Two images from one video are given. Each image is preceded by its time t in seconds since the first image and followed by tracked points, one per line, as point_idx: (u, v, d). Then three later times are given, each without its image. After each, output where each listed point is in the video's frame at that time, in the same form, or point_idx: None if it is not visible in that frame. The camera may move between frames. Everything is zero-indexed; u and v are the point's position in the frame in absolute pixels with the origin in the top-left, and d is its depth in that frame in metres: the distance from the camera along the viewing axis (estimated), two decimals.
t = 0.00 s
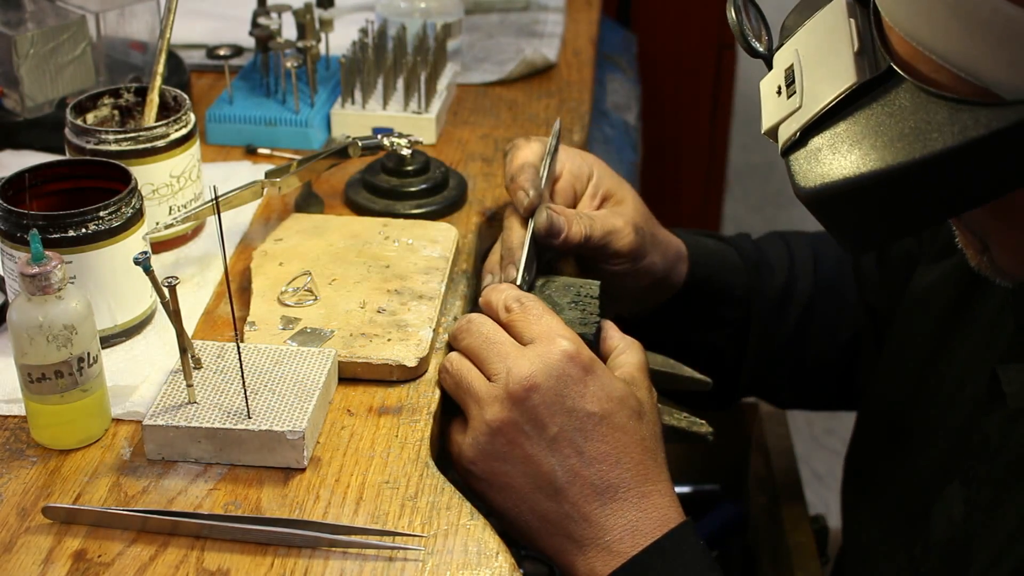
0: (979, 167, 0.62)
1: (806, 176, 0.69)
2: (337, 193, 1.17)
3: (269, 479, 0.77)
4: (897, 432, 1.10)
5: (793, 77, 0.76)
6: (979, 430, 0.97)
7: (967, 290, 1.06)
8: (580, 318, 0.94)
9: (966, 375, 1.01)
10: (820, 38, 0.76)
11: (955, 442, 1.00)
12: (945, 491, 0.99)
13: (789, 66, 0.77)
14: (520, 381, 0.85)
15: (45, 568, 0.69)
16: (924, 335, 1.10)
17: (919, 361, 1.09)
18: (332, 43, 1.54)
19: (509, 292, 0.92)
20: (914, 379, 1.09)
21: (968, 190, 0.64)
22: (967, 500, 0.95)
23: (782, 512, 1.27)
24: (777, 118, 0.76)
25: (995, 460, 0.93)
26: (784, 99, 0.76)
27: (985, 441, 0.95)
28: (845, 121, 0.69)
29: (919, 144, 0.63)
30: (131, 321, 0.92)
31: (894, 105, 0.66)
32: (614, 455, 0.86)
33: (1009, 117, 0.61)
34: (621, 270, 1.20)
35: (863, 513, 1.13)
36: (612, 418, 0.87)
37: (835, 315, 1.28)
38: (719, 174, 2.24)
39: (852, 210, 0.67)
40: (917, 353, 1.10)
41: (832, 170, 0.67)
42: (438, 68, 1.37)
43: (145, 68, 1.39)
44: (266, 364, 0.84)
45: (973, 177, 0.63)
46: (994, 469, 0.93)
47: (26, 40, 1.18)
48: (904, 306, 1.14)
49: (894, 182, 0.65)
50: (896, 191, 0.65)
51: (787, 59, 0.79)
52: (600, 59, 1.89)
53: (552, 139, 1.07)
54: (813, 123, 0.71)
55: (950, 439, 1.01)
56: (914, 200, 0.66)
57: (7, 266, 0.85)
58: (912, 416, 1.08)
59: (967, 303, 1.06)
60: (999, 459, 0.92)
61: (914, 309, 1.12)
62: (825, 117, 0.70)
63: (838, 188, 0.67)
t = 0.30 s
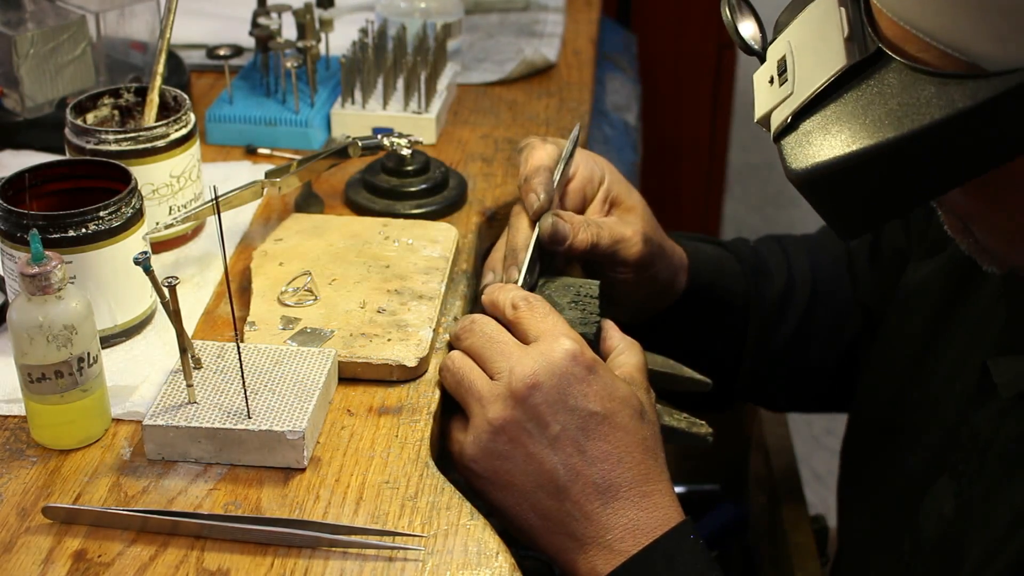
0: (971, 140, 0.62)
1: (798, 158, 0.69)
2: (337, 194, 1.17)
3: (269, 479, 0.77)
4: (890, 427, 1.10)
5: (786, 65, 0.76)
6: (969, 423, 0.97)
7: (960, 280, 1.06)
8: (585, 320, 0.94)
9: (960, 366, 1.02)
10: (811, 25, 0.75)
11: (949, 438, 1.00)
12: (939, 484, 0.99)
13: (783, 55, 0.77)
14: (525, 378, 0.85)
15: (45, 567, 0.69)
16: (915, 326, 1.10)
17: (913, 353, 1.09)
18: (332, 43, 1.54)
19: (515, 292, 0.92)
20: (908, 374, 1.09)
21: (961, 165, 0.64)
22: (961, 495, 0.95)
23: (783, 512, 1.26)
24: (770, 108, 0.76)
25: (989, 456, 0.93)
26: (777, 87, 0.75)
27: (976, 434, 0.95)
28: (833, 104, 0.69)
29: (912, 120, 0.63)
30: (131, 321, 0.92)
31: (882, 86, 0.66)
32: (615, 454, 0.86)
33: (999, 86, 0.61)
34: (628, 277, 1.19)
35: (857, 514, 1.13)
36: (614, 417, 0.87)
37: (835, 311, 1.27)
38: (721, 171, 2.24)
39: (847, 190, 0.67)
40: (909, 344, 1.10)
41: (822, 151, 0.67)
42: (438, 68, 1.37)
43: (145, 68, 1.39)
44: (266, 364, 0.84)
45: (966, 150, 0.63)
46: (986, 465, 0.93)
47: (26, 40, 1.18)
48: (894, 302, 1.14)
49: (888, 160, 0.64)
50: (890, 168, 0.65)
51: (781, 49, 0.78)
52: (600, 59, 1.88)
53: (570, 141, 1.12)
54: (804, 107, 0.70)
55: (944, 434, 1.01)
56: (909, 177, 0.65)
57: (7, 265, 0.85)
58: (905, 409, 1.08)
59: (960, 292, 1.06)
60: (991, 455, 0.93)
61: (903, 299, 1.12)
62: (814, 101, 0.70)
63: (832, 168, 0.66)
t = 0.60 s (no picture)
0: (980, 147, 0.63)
1: (809, 161, 0.69)
2: (337, 194, 1.17)
3: (269, 479, 0.77)
4: (895, 426, 1.11)
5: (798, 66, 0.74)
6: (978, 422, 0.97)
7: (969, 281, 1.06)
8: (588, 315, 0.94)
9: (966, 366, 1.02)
10: (818, 25, 0.74)
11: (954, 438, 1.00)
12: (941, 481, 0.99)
13: (793, 55, 0.76)
14: (542, 374, 0.85)
15: (45, 568, 0.69)
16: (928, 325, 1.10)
17: (923, 355, 1.09)
18: (332, 43, 1.54)
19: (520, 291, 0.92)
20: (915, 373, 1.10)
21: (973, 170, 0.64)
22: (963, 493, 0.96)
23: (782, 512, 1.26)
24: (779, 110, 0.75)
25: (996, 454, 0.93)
26: (788, 87, 0.74)
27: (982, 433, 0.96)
28: (844, 108, 0.68)
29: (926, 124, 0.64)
30: (131, 321, 0.92)
31: (895, 89, 0.66)
32: (639, 444, 0.87)
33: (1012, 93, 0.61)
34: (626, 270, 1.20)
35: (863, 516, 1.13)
36: (632, 408, 0.88)
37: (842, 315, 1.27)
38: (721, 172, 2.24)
39: (860, 194, 0.67)
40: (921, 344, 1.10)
41: (836, 154, 0.67)
42: (438, 68, 1.37)
43: (145, 68, 1.39)
44: (266, 364, 0.84)
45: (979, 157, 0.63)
46: (993, 464, 0.93)
47: (26, 40, 1.18)
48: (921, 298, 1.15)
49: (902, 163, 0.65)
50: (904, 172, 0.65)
51: (791, 47, 0.77)
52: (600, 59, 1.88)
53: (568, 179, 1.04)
54: (815, 110, 0.70)
55: (947, 433, 1.01)
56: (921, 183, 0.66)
57: (7, 266, 0.85)
58: (912, 407, 1.09)
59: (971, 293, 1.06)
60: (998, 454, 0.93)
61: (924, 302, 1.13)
62: (824, 103, 0.69)
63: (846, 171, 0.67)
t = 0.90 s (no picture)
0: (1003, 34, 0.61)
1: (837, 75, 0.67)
2: (337, 193, 1.17)
3: (269, 479, 0.77)
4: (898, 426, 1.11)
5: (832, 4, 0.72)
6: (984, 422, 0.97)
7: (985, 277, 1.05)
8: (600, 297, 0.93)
9: (972, 365, 1.02)
10: None
11: (960, 439, 1.00)
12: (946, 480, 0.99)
13: None
14: (524, 385, 0.84)
15: (45, 568, 0.69)
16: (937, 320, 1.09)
17: (928, 353, 1.09)
18: (332, 43, 1.54)
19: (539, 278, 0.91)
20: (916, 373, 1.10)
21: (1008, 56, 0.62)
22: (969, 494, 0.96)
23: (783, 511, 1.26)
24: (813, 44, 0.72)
25: (1004, 453, 0.93)
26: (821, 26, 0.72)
27: (987, 433, 0.96)
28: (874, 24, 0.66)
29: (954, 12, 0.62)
30: (131, 321, 0.92)
31: None
32: (606, 466, 0.86)
33: None
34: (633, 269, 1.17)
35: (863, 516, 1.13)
36: (611, 432, 0.86)
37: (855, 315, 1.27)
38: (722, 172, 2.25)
39: (886, 101, 0.65)
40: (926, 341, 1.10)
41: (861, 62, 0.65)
42: (438, 68, 1.37)
43: (145, 68, 1.39)
44: (266, 364, 0.84)
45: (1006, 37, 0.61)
46: (998, 465, 0.93)
47: (26, 40, 1.18)
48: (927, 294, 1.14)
49: (931, 56, 0.63)
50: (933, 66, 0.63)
51: None
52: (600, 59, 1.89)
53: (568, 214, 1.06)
54: (848, 30, 0.68)
55: (952, 432, 1.01)
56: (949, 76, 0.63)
57: (7, 266, 0.85)
58: (913, 407, 1.09)
59: (984, 286, 1.05)
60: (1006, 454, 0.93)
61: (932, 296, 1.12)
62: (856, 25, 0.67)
63: (871, 76, 0.65)
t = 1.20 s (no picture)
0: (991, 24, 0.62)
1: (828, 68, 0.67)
2: (337, 193, 1.17)
3: (269, 479, 0.77)
4: (899, 426, 1.11)
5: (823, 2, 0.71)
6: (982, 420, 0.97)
7: (985, 275, 1.05)
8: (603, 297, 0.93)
9: (970, 364, 1.02)
10: None
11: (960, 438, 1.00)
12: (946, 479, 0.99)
13: None
14: (516, 387, 0.84)
15: (45, 568, 0.69)
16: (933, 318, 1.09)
17: (925, 352, 1.09)
18: (332, 43, 1.54)
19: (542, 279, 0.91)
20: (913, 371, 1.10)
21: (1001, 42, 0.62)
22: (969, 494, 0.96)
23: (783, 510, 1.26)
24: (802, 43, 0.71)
25: (1004, 453, 0.93)
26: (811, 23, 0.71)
27: (988, 432, 0.96)
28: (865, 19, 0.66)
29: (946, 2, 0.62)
30: (131, 321, 0.92)
31: None
32: (597, 467, 0.86)
33: None
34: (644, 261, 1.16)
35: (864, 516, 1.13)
36: (602, 434, 0.85)
37: (854, 313, 1.28)
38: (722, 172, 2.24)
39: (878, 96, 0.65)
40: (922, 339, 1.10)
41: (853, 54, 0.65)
42: (438, 68, 1.37)
43: (145, 68, 1.39)
44: (266, 364, 0.84)
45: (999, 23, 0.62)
46: (999, 464, 0.93)
47: (26, 40, 1.18)
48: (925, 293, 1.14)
49: (924, 44, 0.63)
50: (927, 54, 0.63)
51: None
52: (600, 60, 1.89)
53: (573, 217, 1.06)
54: (839, 26, 0.68)
55: (952, 431, 1.01)
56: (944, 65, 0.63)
57: (7, 266, 0.85)
58: (912, 406, 1.09)
59: (982, 283, 1.05)
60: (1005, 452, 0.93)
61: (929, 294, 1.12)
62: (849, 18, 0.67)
63: (865, 65, 0.64)
